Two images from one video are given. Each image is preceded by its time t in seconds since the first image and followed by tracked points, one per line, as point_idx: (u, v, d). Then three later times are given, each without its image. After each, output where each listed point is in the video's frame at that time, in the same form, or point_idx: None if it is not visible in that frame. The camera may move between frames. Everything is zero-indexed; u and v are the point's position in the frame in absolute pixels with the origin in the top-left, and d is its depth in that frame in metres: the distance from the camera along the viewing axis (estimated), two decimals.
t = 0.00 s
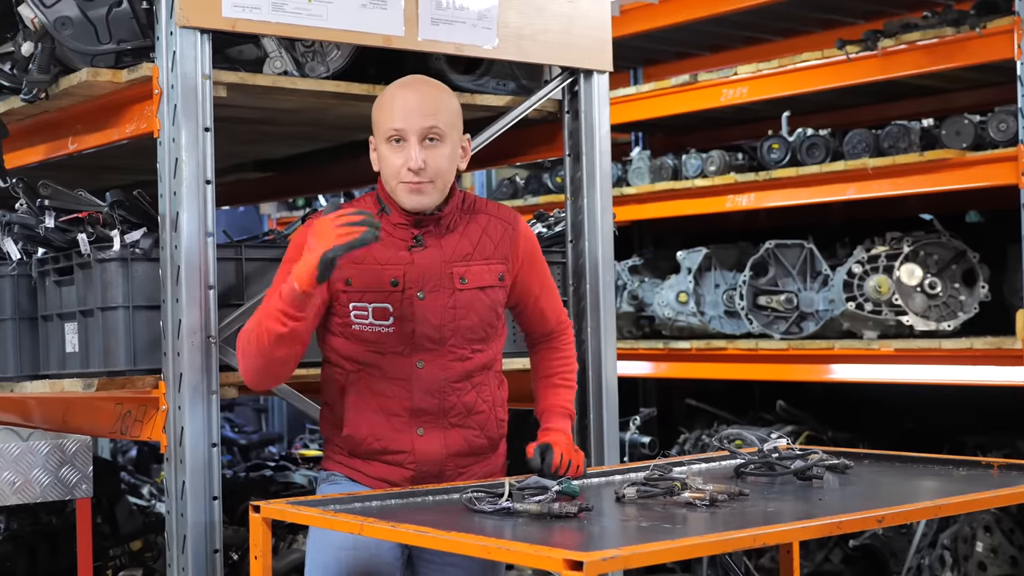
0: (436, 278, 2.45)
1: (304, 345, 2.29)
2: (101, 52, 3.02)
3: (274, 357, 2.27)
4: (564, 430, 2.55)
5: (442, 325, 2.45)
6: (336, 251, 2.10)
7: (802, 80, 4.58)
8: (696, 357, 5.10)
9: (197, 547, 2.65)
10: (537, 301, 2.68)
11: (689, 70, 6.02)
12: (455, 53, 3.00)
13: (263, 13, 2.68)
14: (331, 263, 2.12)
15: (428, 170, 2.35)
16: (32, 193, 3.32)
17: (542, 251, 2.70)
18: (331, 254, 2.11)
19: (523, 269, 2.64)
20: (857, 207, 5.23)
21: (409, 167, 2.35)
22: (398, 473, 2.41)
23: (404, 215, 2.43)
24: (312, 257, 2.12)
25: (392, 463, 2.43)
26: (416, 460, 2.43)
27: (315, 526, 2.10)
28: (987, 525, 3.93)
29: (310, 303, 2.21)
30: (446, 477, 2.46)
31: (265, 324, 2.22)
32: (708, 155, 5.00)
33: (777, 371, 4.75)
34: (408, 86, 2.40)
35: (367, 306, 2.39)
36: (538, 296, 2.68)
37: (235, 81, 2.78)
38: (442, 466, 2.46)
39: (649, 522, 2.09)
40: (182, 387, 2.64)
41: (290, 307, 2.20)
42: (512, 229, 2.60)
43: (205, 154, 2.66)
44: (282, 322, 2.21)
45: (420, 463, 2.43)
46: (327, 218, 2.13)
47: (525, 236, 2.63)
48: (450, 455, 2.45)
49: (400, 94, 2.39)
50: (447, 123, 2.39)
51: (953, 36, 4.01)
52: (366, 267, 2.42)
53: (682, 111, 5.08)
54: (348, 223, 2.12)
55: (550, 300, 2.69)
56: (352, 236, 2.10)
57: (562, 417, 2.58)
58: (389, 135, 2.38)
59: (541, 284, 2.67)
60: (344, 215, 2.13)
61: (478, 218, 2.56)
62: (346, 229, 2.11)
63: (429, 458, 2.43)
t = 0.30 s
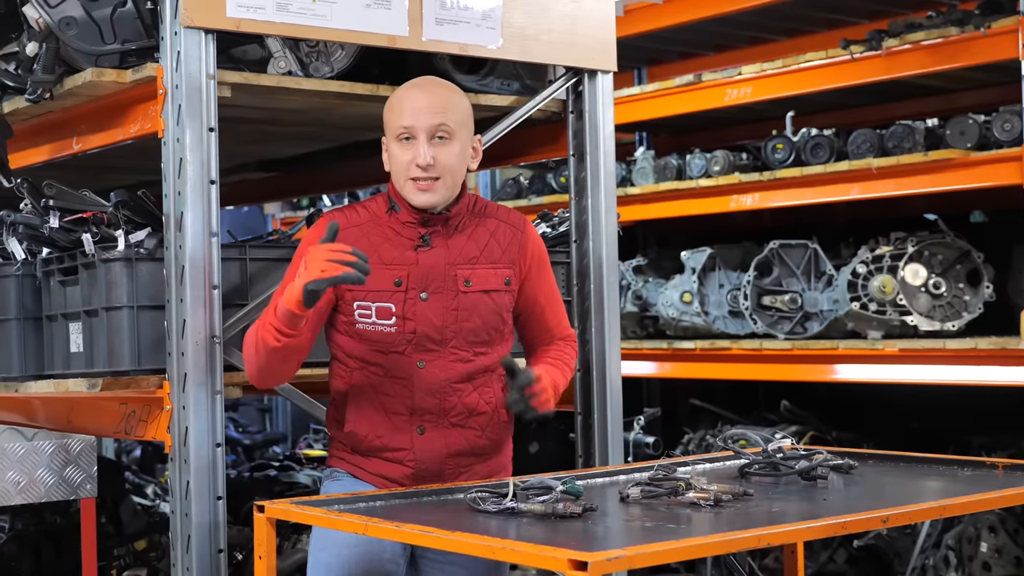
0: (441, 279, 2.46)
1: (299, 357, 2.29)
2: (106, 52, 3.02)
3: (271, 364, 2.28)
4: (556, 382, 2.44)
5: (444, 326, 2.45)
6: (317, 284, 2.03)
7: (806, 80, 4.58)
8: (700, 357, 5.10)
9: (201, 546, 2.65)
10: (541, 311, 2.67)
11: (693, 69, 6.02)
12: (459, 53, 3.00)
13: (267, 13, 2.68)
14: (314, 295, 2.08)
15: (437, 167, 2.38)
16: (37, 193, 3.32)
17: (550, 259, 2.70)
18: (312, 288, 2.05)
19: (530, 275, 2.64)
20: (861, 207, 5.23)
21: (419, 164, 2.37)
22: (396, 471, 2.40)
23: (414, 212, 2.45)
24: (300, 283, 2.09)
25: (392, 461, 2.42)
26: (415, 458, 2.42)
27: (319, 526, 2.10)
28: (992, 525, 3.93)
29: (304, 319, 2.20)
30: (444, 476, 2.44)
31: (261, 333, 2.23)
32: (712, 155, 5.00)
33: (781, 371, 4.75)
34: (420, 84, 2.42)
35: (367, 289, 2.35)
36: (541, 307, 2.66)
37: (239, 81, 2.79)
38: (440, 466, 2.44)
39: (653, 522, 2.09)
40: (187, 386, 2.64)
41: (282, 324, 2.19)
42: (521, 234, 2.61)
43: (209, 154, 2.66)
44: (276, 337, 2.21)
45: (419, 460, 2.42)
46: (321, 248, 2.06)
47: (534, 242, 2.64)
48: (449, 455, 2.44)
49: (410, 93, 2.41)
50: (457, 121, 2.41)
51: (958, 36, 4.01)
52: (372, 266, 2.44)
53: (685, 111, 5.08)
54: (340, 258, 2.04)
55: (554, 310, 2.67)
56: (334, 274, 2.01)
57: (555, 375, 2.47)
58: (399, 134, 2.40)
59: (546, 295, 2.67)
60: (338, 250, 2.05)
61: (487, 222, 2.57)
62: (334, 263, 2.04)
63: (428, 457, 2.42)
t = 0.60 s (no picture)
0: (441, 276, 2.47)
1: (299, 356, 2.36)
2: (109, 52, 3.02)
3: (277, 365, 2.35)
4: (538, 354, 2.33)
5: (442, 323, 2.45)
6: (294, 289, 2.11)
7: (810, 80, 4.58)
8: (704, 357, 5.09)
9: (205, 546, 2.65)
10: (543, 319, 2.58)
11: (697, 69, 6.02)
12: (463, 53, 3.00)
13: (271, 13, 2.68)
14: (296, 302, 2.13)
15: (445, 164, 2.41)
16: (41, 192, 3.32)
17: (560, 269, 2.64)
18: (293, 294, 2.12)
19: (537, 280, 2.60)
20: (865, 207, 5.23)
21: (427, 159, 2.40)
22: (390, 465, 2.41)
23: (422, 208, 2.48)
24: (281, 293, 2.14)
25: (387, 456, 2.43)
26: (408, 454, 2.41)
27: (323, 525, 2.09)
28: (996, 525, 3.92)
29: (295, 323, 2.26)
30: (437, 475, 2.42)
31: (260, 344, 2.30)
32: (716, 155, 4.99)
33: (785, 371, 4.74)
34: (434, 82, 2.47)
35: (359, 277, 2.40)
36: (544, 315, 2.58)
37: (243, 81, 2.79)
38: (434, 463, 2.42)
39: (656, 522, 2.08)
40: (191, 386, 2.64)
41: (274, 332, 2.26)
42: (528, 238, 2.59)
43: (213, 154, 2.66)
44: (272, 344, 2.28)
45: (411, 456, 2.41)
46: (282, 255, 2.13)
47: (543, 247, 2.61)
48: (442, 453, 2.41)
49: (424, 90, 2.46)
50: (468, 120, 2.44)
51: (962, 36, 4.00)
52: (376, 262, 2.49)
53: (689, 111, 5.08)
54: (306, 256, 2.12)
55: (558, 317, 2.57)
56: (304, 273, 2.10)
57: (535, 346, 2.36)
58: (410, 129, 2.44)
59: (550, 304, 2.59)
60: (299, 251, 2.13)
61: (495, 224, 2.57)
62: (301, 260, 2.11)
63: (421, 454, 2.41)
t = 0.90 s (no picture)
0: (439, 277, 2.45)
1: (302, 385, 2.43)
2: (114, 52, 3.03)
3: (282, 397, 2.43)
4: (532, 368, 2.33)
5: (441, 325, 2.44)
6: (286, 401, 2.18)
7: (814, 80, 4.58)
8: (707, 357, 5.09)
9: (209, 546, 2.65)
10: (541, 322, 2.58)
11: (700, 69, 6.02)
12: (466, 53, 3.00)
13: (275, 13, 2.68)
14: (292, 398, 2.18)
15: (445, 169, 2.39)
16: (44, 192, 3.32)
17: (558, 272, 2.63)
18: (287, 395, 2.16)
19: (536, 283, 2.58)
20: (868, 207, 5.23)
21: (426, 165, 2.38)
22: (387, 470, 2.40)
23: (419, 210, 2.45)
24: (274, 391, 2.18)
25: (383, 460, 2.42)
26: (406, 457, 2.41)
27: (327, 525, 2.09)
28: (1000, 526, 3.93)
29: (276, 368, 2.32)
30: (434, 478, 2.42)
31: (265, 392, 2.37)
32: (720, 154, 5.00)
33: (789, 371, 4.74)
34: (432, 84, 2.43)
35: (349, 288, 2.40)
36: (542, 317, 2.58)
37: (247, 81, 2.79)
38: (432, 467, 2.42)
39: (660, 522, 2.08)
40: (194, 386, 2.64)
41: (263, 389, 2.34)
42: (527, 240, 2.58)
43: (217, 154, 2.67)
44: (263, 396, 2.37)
45: (410, 460, 2.41)
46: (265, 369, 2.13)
47: (542, 250, 2.60)
48: (441, 457, 2.41)
49: (422, 92, 2.42)
50: (467, 123, 2.41)
51: (966, 35, 4.00)
52: (374, 262, 2.46)
53: (692, 111, 5.08)
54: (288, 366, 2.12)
55: (554, 323, 2.57)
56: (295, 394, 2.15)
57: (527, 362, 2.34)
58: (408, 134, 2.41)
59: (547, 307, 2.58)
60: (280, 367, 2.12)
61: (493, 225, 2.55)
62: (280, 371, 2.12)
63: (419, 457, 2.41)
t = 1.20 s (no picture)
0: (420, 277, 2.42)
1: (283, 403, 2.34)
2: (117, 52, 3.03)
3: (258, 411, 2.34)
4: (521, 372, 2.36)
5: (424, 326, 2.41)
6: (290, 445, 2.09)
7: (816, 79, 4.57)
8: (710, 357, 5.09)
9: (212, 546, 2.65)
10: (518, 317, 2.58)
11: (703, 69, 6.02)
12: (469, 52, 3.00)
13: (278, 13, 2.68)
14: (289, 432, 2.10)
15: (424, 163, 2.36)
16: (48, 192, 3.32)
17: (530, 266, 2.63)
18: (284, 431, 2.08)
19: (511, 278, 2.58)
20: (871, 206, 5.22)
21: (406, 160, 2.35)
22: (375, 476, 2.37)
23: (395, 208, 2.41)
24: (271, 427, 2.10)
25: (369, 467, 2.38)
26: (394, 462, 2.38)
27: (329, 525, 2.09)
28: (1003, 525, 3.92)
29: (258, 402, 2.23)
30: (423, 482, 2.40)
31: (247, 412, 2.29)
32: (723, 154, 5.00)
33: (792, 371, 4.74)
34: (406, 78, 2.41)
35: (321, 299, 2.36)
36: (519, 312, 2.58)
37: (249, 81, 2.79)
38: (420, 471, 2.39)
39: (663, 522, 2.08)
40: (198, 386, 2.64)
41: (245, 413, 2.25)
42: (503, 236, 2.56)
43: (220, 154, 2.67)
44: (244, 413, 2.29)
45: (398, 466, 2.38)
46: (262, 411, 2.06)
47: (516, 245, 2.59)
48: (429, 461, 2.39)
49: (395, 87, 2.40)
50: (443, 117, 2.40)
51: (969, 35, 4.00)
52: (351, 265, 2.41)
53: (695, 111, 5.08)
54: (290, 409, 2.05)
55: (529, 317, 2.57)
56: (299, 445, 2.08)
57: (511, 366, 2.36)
58: (385, 129, 2.38)
59: (524, 301, 2.58)
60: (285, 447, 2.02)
61: (468, 221, 2.52)
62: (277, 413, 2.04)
63: (407, 462, 2.38)
